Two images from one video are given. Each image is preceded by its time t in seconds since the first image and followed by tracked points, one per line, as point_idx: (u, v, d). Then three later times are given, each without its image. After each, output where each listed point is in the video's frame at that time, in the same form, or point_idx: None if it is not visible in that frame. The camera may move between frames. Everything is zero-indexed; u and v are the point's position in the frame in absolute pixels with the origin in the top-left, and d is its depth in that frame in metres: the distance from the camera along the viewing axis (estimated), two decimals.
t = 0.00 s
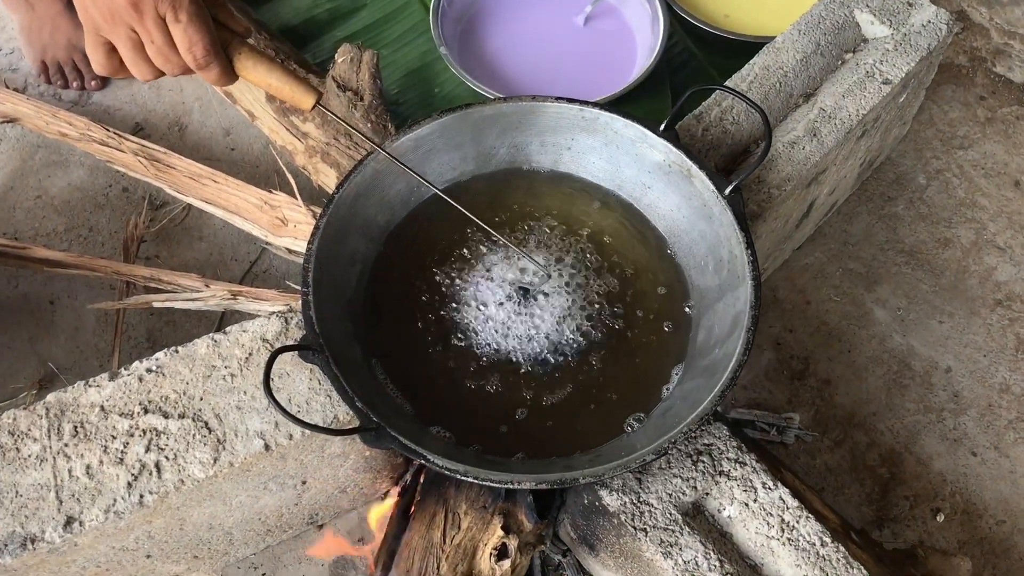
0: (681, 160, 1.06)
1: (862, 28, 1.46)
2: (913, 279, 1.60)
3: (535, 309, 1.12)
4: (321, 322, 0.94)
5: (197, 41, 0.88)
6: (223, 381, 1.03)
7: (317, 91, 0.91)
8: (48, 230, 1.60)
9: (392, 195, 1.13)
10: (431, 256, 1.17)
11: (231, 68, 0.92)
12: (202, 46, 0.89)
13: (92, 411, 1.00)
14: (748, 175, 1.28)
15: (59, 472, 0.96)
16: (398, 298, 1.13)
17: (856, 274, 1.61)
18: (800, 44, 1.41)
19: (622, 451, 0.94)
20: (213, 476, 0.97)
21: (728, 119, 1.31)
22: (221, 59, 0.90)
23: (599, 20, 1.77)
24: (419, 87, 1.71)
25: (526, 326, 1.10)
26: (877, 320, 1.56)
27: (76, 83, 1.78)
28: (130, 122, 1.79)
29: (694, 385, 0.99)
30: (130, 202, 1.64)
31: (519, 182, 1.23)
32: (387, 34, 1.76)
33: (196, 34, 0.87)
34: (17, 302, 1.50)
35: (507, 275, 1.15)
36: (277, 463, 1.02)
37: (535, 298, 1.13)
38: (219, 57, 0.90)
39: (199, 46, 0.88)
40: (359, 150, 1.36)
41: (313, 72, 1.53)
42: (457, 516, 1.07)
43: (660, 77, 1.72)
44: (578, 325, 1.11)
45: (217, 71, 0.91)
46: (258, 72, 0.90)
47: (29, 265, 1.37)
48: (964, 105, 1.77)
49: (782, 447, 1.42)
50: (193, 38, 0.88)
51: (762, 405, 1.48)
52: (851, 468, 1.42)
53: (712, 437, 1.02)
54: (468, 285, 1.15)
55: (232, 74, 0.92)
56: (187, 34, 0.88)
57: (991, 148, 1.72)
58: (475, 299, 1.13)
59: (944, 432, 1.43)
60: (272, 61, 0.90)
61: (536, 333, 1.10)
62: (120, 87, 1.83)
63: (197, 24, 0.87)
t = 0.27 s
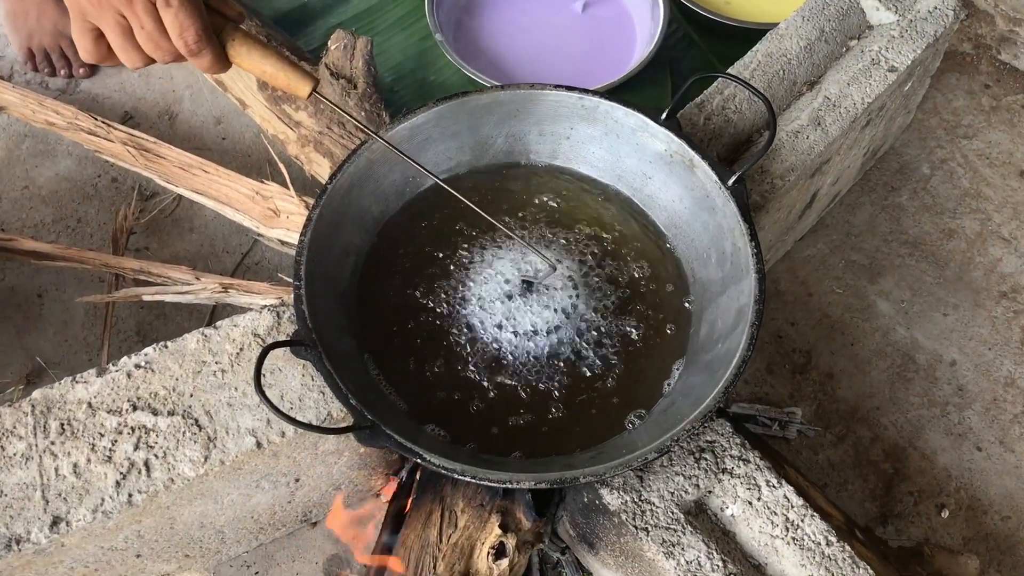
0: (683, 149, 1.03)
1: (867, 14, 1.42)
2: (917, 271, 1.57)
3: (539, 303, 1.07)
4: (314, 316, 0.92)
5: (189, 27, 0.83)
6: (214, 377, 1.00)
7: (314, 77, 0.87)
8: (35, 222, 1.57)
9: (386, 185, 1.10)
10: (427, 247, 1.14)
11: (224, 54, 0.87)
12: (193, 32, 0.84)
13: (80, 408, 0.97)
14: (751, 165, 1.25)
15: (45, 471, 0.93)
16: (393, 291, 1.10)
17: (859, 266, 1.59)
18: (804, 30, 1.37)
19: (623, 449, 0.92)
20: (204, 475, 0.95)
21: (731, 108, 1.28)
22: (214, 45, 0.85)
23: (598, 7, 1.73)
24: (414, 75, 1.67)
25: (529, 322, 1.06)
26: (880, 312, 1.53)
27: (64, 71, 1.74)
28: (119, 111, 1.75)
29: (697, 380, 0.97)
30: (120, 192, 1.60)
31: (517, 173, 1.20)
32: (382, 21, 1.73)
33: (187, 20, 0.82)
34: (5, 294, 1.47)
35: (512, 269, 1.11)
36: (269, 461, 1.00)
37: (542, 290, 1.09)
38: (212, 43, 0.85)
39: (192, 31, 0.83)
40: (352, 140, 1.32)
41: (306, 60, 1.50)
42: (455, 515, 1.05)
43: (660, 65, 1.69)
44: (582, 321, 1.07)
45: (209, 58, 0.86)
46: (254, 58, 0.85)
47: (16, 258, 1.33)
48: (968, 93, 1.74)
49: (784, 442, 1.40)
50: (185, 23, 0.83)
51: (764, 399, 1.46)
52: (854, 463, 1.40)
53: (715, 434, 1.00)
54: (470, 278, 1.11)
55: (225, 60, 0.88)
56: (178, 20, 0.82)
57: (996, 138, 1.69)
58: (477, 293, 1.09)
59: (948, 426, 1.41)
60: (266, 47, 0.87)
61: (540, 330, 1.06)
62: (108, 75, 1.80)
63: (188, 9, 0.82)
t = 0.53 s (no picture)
0: (684, 146, 1.02)
1: (870, 8, 1.40)
2: (919, 268, 1.56)
3: (535, 307, 1.06)
4: (309, 314, 0.90)
5: (183, 22, 0.80)
6: (207, 377, 0.98)
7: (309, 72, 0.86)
8: (25, 218, 1.54)
9: (383, 181, 1.08)
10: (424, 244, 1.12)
11: (218, 49, 0.85)
12: (188, 28, 0.81)
13: (69, 409, 0.95)
14: (752, 162, 1.23)
15: (34, 474, 0.92)
16: (389, 289, 1.08)
17: (860, 263, 1.57)
18: (805, 24, 1.35)
19: (624, 451, 0.90)
20: (197, 477, 0.93)
21: (732, 103, 1.26)
22: (208, 40, 0.83)
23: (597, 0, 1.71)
24: (410, 69, 1.65)
25: (525, 325, 1.04)
26: (882, 310, 1.52)
27: (54, 64, 1.71)
28: (110, 105, 1.73)
29: (699, 381, 0.95)
30: (111, 188, 1.58)
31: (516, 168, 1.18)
32: (377, 13, 1.70)
33: (182, 15, 0.79)
34: None
35: (509, 270, 1.09)
36: (264, 462, 0.98)
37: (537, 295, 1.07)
38: (206, 38, 0.83)
39: (186, 26, 0.80)
40: (347, 135, 1.30)
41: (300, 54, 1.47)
42: (452, 516, 1.03)
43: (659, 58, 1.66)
44: (581, 321, 1.05)
45: (203, 53, 0.84)
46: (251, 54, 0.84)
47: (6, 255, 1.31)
48: (971, 88, 1.72)
49: (785, 441, 1.39)
50: (179, 17, 0.80)
51: (765, 398, 1.44)
52: (856, 463, 1.38)
53: (717, 435, 0.98)
54: (467, 279, 1.09)
55: (218, 55, 0.85)
56: (171, 15, 0.80)
57: (998, 133, 1.68)
58: (473, 293, 1.07)
59: (951, 425, 1.40)
60: (262, 41, 0.85)
61: (535, 333, 1.04)
62: (99, 68, 1.77)
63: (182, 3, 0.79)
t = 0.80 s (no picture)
0: (683, 149, 1.00)
1: (870, 8, 1.39)
2: (919, 270, 1.54)
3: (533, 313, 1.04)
4: (301, 320, 0.89)
5: (164, 24, 0.79)
6: (198, 384, 0.97)
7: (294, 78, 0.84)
8: (16, 220, 1.53)
9: (377, 185, 1.06)
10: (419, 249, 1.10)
11: (201, 55, 0.84)
12: (169, 32, 0.80)
13: (58, 417, 0.94)
14: (752, 164, 1.22)
15: (22, 483, 0.90)
16: (384, 294, 1.06)
17: (860, 265, 1.56)
18: (805, 24, 1.34)
19: (622, 459, 0.89)
20: (188, 486, 0.92)
21: (731, 105, 1.24)
22: (190, 44, 0.82)
23: None
24: (406, 69, 1.63)
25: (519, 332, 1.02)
26: (882, 313, 1.50)
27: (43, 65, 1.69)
28: (102, 106, 1.71)
29: (699, 387, 0.94)
30: (103, 190, 1.57)
31: (512, 171, 1.17)
32: (372, 12, 1.68)
33: (163, 17, 0.79)
34: None
35: (506, 275, 1.07)
36: (256, 470, 0.97)
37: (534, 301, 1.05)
38: (187, 42, 0.81)
39: (167, 29, 0.79)
40: (341, 137, 1.29)
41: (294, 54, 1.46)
42: (447, 525, 1.02)
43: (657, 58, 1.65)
44: (578, 328, 1.03)
45: (185, 58, 0.83)
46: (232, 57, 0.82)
47: None
48: (971, 88, 1.71)
49: (784, 446, 1.38)
50: (160, 20, 0.79)
51: (764, 402, 1.43)
52: (856, 467, 1.37)
53: (716, 443, 0.97)
54: (463, 284, 1.07)
55: (201, 62, 0.84)
56: (152, 18, 0.79)
57: (999, 133, 1.66)
58: (467, 299, 1.05)
59: (951, 429, 1.38)
60: (245, 46, 0.83)
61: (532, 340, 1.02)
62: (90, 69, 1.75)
63: (163, 6, 0.79)
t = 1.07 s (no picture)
0: (683, 155, 1.00)
1: (871, 11, 1.38)
2: (921, 274, 1.54)
3: (533, 321, 1.03)
4: (301, 330, 0.88)
5: (158, 38, 0.79)
6: (197, 394, 0.96)
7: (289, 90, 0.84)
8: (14, 228, 1.52)
9: (376, 192, 1.06)
10: (419, 257, 1.10)
11: (195, 69, 0.83)
12: (164, 46, 0.80)
13: (56, 428, 0.93)
14: (753, 170, 1.21)
15: (20, 495, 0.90)
16: (384, 303, 1.06)
17: (862, 270, 1.55)
18: (806, 28, 1.33)
19: (624, 469, 0.88)
20: (188, 497, 0.91)
21: (731, 110, 1.24)
22: (185, 58, 0.82)
23: (593, 4, 1.68)
24: (405, 75, 1.63)
25: (520, 340, 1.02)
26: (885, 317, 1.50)
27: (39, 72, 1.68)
28: (100, 113, 1.71)
29: (701, 395, 0.94)
30: (102, 197, 1.56)
31: (512, 178, 1.16)
32: (371, 18, 1.68)
33: (158, 31, 0.79)
34: None
35: (506, 283, 1.07)
36: (256, 480, 0.96)
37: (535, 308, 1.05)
38: (181, 56, 0.81)
39: (161, 43, 0.79)
40: (341, 144, 1.28)
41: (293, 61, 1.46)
42: (449, 534, 1.01)
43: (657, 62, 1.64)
44: (578, 336, 1.03)
45: (179, 72, 0.82)
46: (227, 70, 0.82)
47: None
48: (972, 90, 1.70)
49: (787, 452, 1.37)
50: (155, 34, 0.79)
51: (766, 408, 1.42)
52: (859, 473, 1.36)
53: (719, 451, 0.97)
54: (463, 292, 1.07)
55: (194, 75, 0.84)
56: (146, 31, 0.79)
57: (1001, 136, 1.66)
58: (468, 307, 1.05)
59: (955, 434, 1.38)
60: (240, 59, 0.83)
61: (533, 347, 1.02)
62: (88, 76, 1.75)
63: (158, 20, 0.78)
